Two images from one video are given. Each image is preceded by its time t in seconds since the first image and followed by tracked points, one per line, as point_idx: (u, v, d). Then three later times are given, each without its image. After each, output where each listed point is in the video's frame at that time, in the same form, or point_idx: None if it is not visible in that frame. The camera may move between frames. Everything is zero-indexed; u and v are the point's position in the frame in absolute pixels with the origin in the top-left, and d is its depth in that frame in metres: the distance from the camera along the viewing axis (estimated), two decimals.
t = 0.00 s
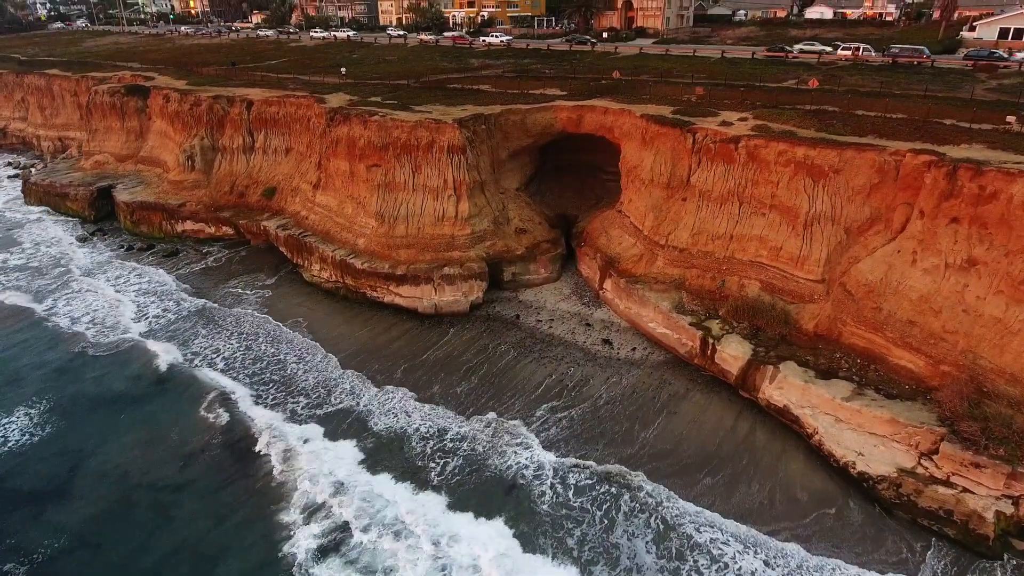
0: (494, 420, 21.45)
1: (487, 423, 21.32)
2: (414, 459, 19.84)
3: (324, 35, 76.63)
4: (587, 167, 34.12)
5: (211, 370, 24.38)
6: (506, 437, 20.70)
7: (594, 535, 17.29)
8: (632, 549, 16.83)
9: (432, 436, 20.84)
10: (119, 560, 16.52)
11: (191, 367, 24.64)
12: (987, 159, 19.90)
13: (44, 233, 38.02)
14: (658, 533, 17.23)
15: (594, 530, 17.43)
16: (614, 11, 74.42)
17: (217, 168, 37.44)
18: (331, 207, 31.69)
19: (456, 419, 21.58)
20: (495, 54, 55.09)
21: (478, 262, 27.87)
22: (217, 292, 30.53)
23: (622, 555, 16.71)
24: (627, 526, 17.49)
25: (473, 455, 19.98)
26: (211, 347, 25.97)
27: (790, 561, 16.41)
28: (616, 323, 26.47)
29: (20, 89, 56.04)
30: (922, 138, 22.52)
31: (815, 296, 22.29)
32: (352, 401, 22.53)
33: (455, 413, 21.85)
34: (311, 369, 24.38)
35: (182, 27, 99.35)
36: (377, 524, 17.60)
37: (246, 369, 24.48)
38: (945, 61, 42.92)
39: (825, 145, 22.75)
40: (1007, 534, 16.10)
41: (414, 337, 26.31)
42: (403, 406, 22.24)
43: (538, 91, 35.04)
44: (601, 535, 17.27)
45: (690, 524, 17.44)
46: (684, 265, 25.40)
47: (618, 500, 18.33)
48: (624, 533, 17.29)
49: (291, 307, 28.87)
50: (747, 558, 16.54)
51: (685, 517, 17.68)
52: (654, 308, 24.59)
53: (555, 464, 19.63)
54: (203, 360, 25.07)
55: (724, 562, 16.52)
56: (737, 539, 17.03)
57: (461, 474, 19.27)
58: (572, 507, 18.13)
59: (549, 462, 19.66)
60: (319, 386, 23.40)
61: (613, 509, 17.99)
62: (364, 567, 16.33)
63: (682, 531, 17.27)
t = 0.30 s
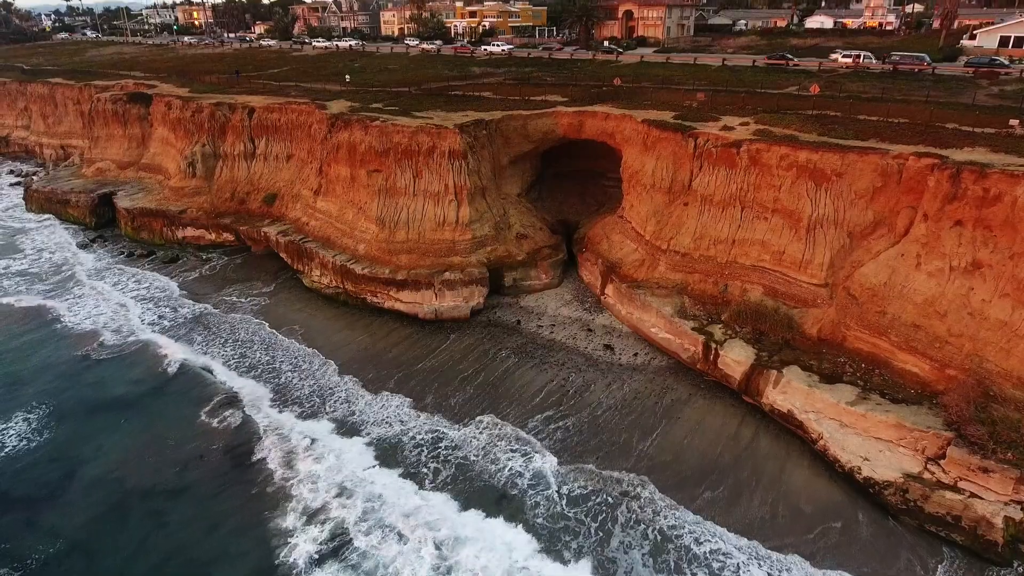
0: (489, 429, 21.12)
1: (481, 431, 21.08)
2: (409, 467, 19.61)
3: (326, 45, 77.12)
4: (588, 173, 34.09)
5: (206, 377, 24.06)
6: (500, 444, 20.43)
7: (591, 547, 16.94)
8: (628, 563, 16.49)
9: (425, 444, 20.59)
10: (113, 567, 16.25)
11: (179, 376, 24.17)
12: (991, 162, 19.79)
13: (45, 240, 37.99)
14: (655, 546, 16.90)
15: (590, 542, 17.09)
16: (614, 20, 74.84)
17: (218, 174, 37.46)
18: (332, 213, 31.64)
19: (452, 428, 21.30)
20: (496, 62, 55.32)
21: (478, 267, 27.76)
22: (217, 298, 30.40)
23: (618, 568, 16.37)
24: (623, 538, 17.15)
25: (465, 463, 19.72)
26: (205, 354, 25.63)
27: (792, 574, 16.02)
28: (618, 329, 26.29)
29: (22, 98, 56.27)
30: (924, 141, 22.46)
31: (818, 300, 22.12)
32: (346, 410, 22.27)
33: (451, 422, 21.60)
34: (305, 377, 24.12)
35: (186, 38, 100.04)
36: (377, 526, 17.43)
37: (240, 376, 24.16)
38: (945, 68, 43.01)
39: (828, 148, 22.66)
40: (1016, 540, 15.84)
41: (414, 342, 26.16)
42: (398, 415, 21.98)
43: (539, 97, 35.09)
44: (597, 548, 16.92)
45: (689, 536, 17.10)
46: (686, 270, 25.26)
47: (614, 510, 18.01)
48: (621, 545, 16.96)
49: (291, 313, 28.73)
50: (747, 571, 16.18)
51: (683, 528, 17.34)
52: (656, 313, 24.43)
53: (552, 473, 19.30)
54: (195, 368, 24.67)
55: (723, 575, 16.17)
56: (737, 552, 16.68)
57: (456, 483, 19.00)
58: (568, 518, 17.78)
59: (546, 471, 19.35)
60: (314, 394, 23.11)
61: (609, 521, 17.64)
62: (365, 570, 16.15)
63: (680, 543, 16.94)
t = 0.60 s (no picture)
0: (483, 443, 20.75)
1: (473, 444, 20.73)
2: (402, 480, 19.26)
3: (329, 59, 77.74)
4: (589, 184, 34.07)
5: (202, 386, 23.79)
6: (493, 457, 20.09)
7: (587, 565, 16.47)
8: None
9: (418, 457, 20.26)
10: None
11: (172, 386, 23.83)
12: (994, 169, 19.67)
13: (45, 250, 37.94)
14: (651, 563, 16.45)
15: (586, 560, 16.63)
16: (614, 35, 75.45)
17: (219, 185, 37.50)
18: (332, 222, 31.58)
19: (445, 441, 20.93)
20: (498, 75, 55.64)
21: (479, 277, 27.63)
22: (215, 308, 30.20)
23: None
24: (619, 556, 16.69)
25: (458, 476, 19.37)
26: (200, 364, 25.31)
27: None
28: (620, 339, 26.06)
29: (26, 111, 56.57)
30: (927, 149, 22.38)
31: (822, 309, 21.93)
32: (339, 422, 21.95)
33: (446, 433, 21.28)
34: (299, 388, 23.80)
35: (190, 53, 100.97)
36: (375, 538, 17.10)
37: (235, 387, 23.85)
38: (945, 80, 43.19)
39: (830, 156, 22.58)
40: None
41: (414, 352, 25.95)
42: (394, 426, 21.66)
43: (540, 108, 35.16)
44: (593, 566, 16.45)
45: (688, 554, 16.63)
46: (688, 279, 25.10)
47: (611, 526, 17.58)
48: (617, 563, 16.49)
49: (290, 323, 28.55)
50: None
51: (682, 546, 16.86)
52: (658, 323, 24.24)
53: (550, 487, 18.92)
54: (189, 378, 24.34)
55: None
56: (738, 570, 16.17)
57: (450, 497, 18.63)
58: (564, 534, 17.35)
59: (543, 484, 19.01)
60: (308, 405, 22.78)
61: (605, 538, 17.20)
62: None
63: (678, 561, 16.47)
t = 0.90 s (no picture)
0: (477, 456, 20.38)
1: (466, 457, 20.37)
2: (393, 491, 18.89)
3: (331, 74, 78.38)
4: (590, 195, 34.02)
5: (198, 397, 23.49)
6: (486, 470, 19.71)
7: None
8: None
9: (411, 469, 19.90)
10: None
11: (168, 397, 23.53)
12: (998, 176, 19.54)
13: (44, 261, 37.85)
14: None
15: None
16: (614, 49, 76.05)
17: (219, 196, 37.50)
18: (333, 233, 31.48)
19: (438, 453, 20.57)
20: (499, 88, 55.96)
21: (479, 287, 27.46)
22: (213, 319, 30.00)
23: None
24: (615, 573, 16.22)
25: (453, 490, 18.99)
26: (193, 375, 24.99)
27: None
28: (622, 349, 25.79)
29: (29, 123, 56.81)
30: (929, 158, 22.29)
31: (825, 318, 21.71)
32: (331, 433, 21.61)
33: (440, 446, 20.95)
34: (292, 400, 23.47)
35: (194, 68, 101.91)
36: (372, 551, 16.75)
37: (232, 397, 23.56)
38: (946, 92, 43.34)
39: (832, 165, 22.49)
40: None
41: (413, 363, 25.70)
42: (392, 437, 21.37)
43: (541, 119, 35.23)
44: None
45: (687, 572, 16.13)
46: (690, 289, 24.89)
47: (606, 543, 17.09)
48: None
49: (289, 334, 28.32)
50: None
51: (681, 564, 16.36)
52: (660, 333, 24.01)
53: (547, 501, 18.49)
54: (182, 389, 24.01)
55: None
56: None
57: (444, 509, 18.25)
58: (559, 550, 16.87)
59: (542, 499, 18.58)
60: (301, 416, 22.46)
61: (601, 555, 16.73)
62: None
63: None
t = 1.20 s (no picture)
0: (471, 467, 20.05)
1: (460, 468, 20.04)
2: (386, 502, 18.57)
3: (333, 87, 78.95)
4: (591, 205, 33.95)
5: (195, 406, 23.22)
6: (482, 482, 19.38)
7: None
8: None
9: (409, 479, 19.58)
10: None
11: (165, 406, 23.26)
12: (1002, 183, 19.43)
13: (43, 272, 37.72)
14: None
15: None
16: (614, 62, 76.62)
17: (220, 207, 37.48)
18: (332, 242, 31.37)
19: (433, 464, 20.23)
20: (500, 101, 56.29)
21: (480, 296, 27.27)
22: (212, 329, 29.77)
23: None
24: None
25: (450, 501, 18.66)
26: (189, 385, 24.70)
27: None
28: (623, 359, 25.52)
29: (31, 136, 57.03)
30: (932, 165, 22.19)
31: (829, 327, 21.48)
32: (328, 442, 21.31)
33: (435, 456, 20.61)
34: (285, 410, 23.17)
35: (196, 82, 102.69)
36: (369, 565, 16.40)
37: (229, 406, 23.30)
38: (946, 103, 43.48)
39: (834, 173, 22.40)
40: None
41: (412, 373, 25.44)
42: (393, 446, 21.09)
43: (542, 130, 35.27)
44: None
45: None
46: (693, 297, 24.69)
47: (602, 560, 16.62)
48: None
49: (288, 344, 28.08)
50: None
51: None
52: (662, 342, 23.77)
53: (547, 514, 18.13)
54: (179, 399, 23.73)
55: None
56: None
57: (437, 521, 17.91)
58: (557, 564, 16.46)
59: (541, 510, 18.23)
60: (294, 426, 22.15)
61: (597, 570, 16.31)
62: None
63: None
